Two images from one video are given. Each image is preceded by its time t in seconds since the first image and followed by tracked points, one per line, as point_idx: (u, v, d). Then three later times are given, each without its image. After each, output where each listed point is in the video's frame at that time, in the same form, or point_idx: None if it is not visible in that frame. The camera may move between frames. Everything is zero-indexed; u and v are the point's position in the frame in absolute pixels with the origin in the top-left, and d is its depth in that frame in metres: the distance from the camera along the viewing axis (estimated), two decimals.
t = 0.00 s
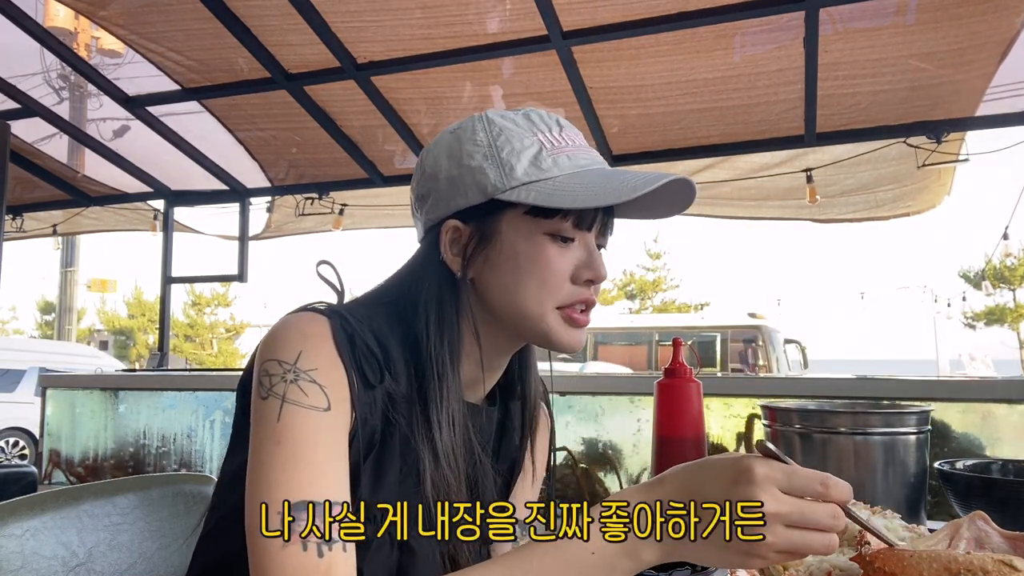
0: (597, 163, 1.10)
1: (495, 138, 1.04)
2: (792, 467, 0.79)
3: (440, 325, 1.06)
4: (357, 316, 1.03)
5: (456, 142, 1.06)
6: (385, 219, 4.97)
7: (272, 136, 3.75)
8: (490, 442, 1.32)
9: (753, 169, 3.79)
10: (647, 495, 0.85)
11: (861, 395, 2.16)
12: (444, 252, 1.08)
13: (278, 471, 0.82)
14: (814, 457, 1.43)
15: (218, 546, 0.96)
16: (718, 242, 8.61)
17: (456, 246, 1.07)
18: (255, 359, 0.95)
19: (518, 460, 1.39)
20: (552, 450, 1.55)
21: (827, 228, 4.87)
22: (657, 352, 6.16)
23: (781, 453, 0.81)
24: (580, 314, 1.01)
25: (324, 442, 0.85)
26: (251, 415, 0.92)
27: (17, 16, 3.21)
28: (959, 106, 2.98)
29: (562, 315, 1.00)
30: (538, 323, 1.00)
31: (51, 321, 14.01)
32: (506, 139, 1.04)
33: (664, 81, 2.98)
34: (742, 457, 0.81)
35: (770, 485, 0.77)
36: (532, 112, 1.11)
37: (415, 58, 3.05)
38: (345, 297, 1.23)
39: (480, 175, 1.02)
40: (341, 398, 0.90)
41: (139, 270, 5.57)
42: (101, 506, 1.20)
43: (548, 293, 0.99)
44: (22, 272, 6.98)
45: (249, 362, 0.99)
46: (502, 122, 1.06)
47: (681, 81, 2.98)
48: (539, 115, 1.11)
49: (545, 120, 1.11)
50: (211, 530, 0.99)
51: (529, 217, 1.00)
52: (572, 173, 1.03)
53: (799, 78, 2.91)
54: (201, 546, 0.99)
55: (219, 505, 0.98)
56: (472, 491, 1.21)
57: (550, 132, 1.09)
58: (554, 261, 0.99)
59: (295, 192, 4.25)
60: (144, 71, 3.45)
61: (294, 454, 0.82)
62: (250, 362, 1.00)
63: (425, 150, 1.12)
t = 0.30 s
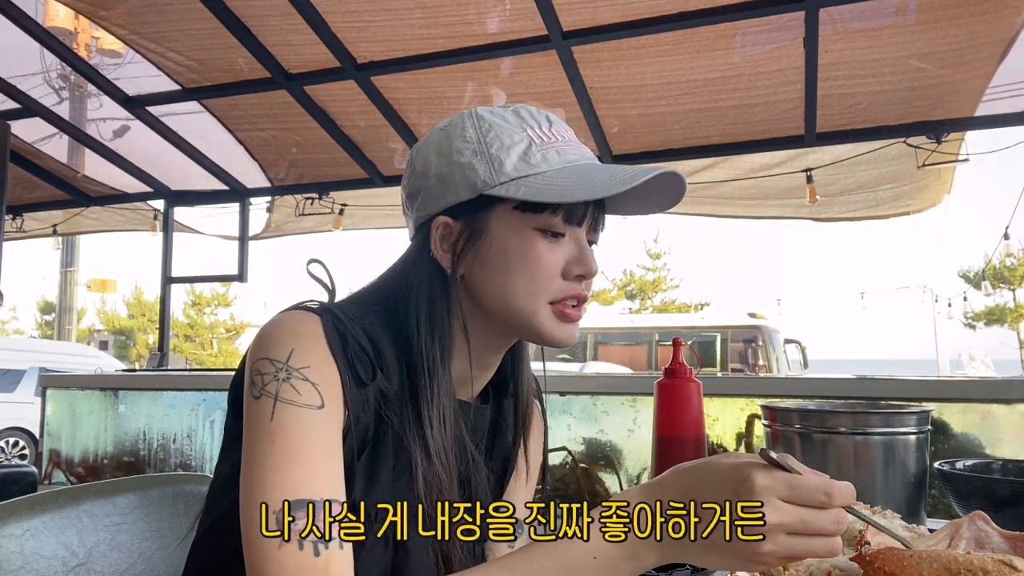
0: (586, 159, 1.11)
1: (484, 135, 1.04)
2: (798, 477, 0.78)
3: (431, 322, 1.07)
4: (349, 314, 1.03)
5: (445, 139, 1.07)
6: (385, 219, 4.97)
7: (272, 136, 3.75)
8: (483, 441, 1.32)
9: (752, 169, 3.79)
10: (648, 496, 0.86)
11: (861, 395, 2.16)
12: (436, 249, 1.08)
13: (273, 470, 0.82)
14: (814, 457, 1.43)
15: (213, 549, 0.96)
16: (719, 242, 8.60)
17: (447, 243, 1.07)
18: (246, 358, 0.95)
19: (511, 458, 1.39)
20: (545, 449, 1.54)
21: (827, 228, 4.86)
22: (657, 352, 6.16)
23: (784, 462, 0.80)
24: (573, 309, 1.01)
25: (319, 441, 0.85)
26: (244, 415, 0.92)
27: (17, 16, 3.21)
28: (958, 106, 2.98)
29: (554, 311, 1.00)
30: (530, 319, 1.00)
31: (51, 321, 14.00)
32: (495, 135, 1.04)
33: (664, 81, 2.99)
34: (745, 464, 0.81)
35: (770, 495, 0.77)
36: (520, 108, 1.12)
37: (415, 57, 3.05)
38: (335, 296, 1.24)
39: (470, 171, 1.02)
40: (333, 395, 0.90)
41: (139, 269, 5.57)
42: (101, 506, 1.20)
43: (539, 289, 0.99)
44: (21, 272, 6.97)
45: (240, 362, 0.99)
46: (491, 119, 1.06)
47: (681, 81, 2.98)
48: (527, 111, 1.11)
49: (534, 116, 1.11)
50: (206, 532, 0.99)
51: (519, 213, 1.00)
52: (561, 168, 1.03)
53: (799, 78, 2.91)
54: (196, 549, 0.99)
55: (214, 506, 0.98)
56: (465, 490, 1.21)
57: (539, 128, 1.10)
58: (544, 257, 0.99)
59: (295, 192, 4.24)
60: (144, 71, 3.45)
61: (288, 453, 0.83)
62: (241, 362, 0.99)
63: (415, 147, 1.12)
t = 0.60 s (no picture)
0: (584, 157, 1.11)
1: (481, 135, 1.04)
2: (795, 472, 0.78)
3: (431, 322, 1.07)
4: (348, 315, 1.03)
5: (443, 140, 1.06)
6: (385, 219, 4.97)
7: (272, 136, 3.75)
8: (483, 441, 1.32)
9: (753, 169, 3.79)
10: (647, 495, 0.86)
11: (862, 396, 2.16)
12: (436, 249, 1.08)
13: (272, 471, 0.81)
14: (814, 457, 1.43)
15: (214, 551, 0.96)
16: (719, 242, 8.58)
17: (446, 243, 1.06)
18: (245, 360, 0.95)
19: (511, 458, 1.39)
20: (546, 449, 1.54)
21: (827, 228, 4.86)
22: (657, 352, 6.16)
23: (780, 457, 0.80)
24: (573, 308, 1.01)
25: (318, 442, 0.85)
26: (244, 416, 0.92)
27: (17, 16, 3.21)
28: (958, 106, 2.98)
29: (554, 310, 1.00)
30: (530, 318, 1.00)
31: (50, 321, 13.99)
32: (493, 135, 1.04)
33: (664, 81, 2.99)
34: (742, 462, 0.81)
35: (768, 492, 0.77)
36: (517, 107, 1.12)
37: (415, 57, 3.05)
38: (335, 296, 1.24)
39: (468, 171, 1.02)
40: (332, 396, 0.90)
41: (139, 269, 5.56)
42: (101, 506, 1.20)
43: (539, 288, 0.99)
44: (21, 272, 6.96)
45: (240, 363, 0.99)
46: (489, 119, 1.06)
47: (681, 81, 2.98)
48: (525, 110, 1.11)
49: (531, 115, 1.11)
50: (207, 534, 0.99)
51: (518, 212, 1.00)
52: (559, 166, 1.04)
53: (799, 78, 2.91)
54: (197, 550, 0.99)
55: (214, 507, 0.98)
56: (465, 489, 1.21)
57: (537, 127, 1.10)
58: (544, 255, 0.99)
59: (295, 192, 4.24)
60: (144, 71, 3.46)
61: (288, 453, 0.83)
62: (240, 364, 0.99)
63: (413, 149, 1.12)
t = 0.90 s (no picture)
0: (595, 165, 1.11)
1: (494, 135, 1.05)
2: (786, 467, 0.78)
3: (434, 323, 1.07)
4: (352, 313, 1.03)
5: (455, 138, 1.07)
6: (385, 220, 4.97)
7: (272, 136, 3.75)
8: (485, 441, 1.32)
9: (753, 169, 3.79)
10: (647, 496, 0.86)
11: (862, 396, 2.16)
12: (440, 247, 1.08)
13: (273, 470, 0.82)
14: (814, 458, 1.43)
15: (216, 548, 0.96)
16: (719, 242, 8.58)
17: (451, 240, 1.07)
18: (250, 357, 0.95)
19: (511, 459, 1.39)
20: (546, 450, 1.54)
21: (827, 228, 4.86)
22: (657, 352, 6.16)
23: (772, 454, 0.80)
24: (575, 312, 1.01)
25: (320, 442, 0.85)
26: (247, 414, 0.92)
27: (17, 16, 3.21)
28: (958, 106, 2.98)
29: (555, 313, 1.00)
30: (532, 320, 1.00)
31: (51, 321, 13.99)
32: (505, 136, 1.04)
33: (664, 81, 2.99)
34: (735, 460, 0.81)
35: (761, 490, 0.77)
36: (531, 111, 1.12)
37: (415, 57, 3.05)
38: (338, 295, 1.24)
39: (478, 170, 1.02)
40: (336, 396, 0.90)
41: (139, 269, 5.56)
42: (101, 506, 1.20)
43: (541, 291, 0.99)
44: (22, 272, 6.96)
45: (244, 360, 0.99)
46: (501, 120, 1.07)
47: (681, 81, 2.98)
48: (538, 114, 1.12)
49: (545, 120, 1.12)
50: (209, 532, 0.98)
51: (526, 214, 1.00)
52: (569, 172, 1.04)
53: (799, 77, 2.91)
54: (199, 548, 0.99)
55: (217, 505, 0.98)
56: (466, 490, 1.21)
57: (549, 132, 1.10)
58: (548, 259, 0.99)
59: (295, 192, 4.24)
60: (145, 71, 3.46)
61: (290, 454, 0.83)
62: (243, 361, 1.00)
63: (424, 144, 1.12)
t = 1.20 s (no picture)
0: (601, 170, 1.12)
1: (501, 138, 1.05)
2: (784, 463, 0.79)
3: (438, 324, 1.07)
4: (356, 314, 1.04)
5: (462, 140, 1.07)
6: (385, 220, 4.97)
7: (272, 137, 3.75)
8: (487, 443, 1.32)
9: (753, 169, 3.79)
10: (648, 496, 0.85)
11: (862, 395, 2.16)
12: (444, 248, 1.08)
13: (277, 472, 0.81)
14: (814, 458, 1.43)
15: (222, 550, 0.96)
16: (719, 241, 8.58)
17: (456, 241, 1.07)
18: (254, 359, 0.95)
19: (513, 460, 1.39)
20: (546, 451, 1.55)
21: (827, 228, 4.85)
22: (657, 352, 6.16)
23: (773, 450, 0.80)
24: (576, 315, 1.02)
25: (323, 443, 0.85)
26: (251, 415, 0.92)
27: (17, 17, 3.21)
28: (959, 105, 2.98)
29: (557, 316, 1.00)
30: (535, 323, 1.00)
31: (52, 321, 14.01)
32: (512, 139, 1.05)
33: (665, 81, 2.99)
34: (732, 458, 0.82)
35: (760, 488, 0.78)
36: (539, 115, 1.12)
37: (415, 58, 3.05)
38: (342, 297, 1.23)
39: (484, 172, 1.02)
40: (340, 398, 0.90)
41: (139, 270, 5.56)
42: (102, 506, 1.20)
43: (545, 294, 0.99)
44: (22, 273, 6.96)
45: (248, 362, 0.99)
46: (509, 123, 1.07)
47: (681, 81, 2.98)
48: (545, 119, 1.12)
49: (552, 124, 1.12)
50: (212, 535, 0.98)
51: (531, 217, 1.00)
52: (575, 177, 1.04)
53: (799, 77, 2.91)
54: (203, 550, 0.98)
55: (222, 505, 0.98)
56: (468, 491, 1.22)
57: (556, 136, 1.11)
58: (552, 262, 0.99)
59: (295, 192, 4.24)
60: (145, 71, 3.46)
61: (293, 455, 0.82)
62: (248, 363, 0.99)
63: (432, 146, 1.12)
